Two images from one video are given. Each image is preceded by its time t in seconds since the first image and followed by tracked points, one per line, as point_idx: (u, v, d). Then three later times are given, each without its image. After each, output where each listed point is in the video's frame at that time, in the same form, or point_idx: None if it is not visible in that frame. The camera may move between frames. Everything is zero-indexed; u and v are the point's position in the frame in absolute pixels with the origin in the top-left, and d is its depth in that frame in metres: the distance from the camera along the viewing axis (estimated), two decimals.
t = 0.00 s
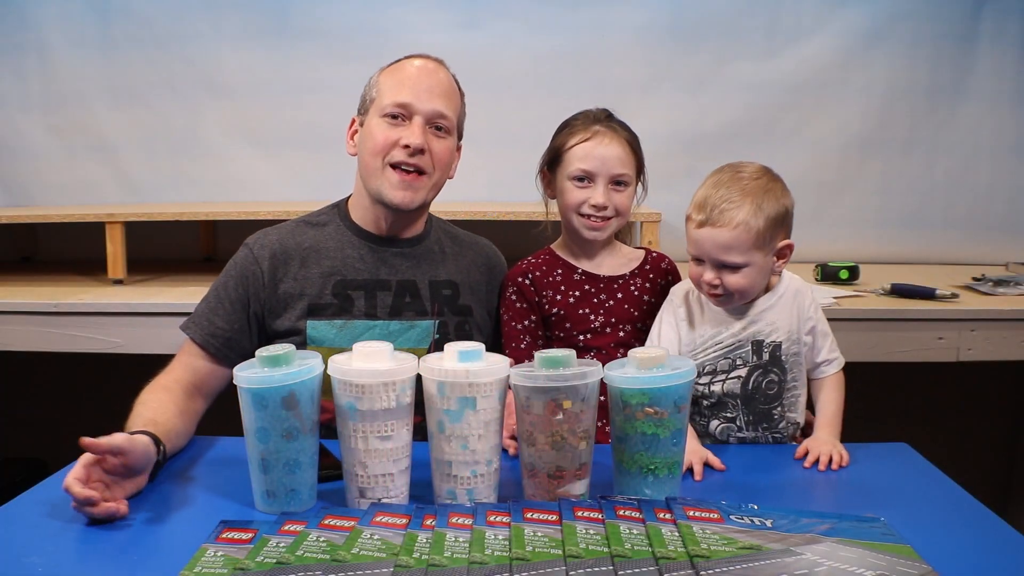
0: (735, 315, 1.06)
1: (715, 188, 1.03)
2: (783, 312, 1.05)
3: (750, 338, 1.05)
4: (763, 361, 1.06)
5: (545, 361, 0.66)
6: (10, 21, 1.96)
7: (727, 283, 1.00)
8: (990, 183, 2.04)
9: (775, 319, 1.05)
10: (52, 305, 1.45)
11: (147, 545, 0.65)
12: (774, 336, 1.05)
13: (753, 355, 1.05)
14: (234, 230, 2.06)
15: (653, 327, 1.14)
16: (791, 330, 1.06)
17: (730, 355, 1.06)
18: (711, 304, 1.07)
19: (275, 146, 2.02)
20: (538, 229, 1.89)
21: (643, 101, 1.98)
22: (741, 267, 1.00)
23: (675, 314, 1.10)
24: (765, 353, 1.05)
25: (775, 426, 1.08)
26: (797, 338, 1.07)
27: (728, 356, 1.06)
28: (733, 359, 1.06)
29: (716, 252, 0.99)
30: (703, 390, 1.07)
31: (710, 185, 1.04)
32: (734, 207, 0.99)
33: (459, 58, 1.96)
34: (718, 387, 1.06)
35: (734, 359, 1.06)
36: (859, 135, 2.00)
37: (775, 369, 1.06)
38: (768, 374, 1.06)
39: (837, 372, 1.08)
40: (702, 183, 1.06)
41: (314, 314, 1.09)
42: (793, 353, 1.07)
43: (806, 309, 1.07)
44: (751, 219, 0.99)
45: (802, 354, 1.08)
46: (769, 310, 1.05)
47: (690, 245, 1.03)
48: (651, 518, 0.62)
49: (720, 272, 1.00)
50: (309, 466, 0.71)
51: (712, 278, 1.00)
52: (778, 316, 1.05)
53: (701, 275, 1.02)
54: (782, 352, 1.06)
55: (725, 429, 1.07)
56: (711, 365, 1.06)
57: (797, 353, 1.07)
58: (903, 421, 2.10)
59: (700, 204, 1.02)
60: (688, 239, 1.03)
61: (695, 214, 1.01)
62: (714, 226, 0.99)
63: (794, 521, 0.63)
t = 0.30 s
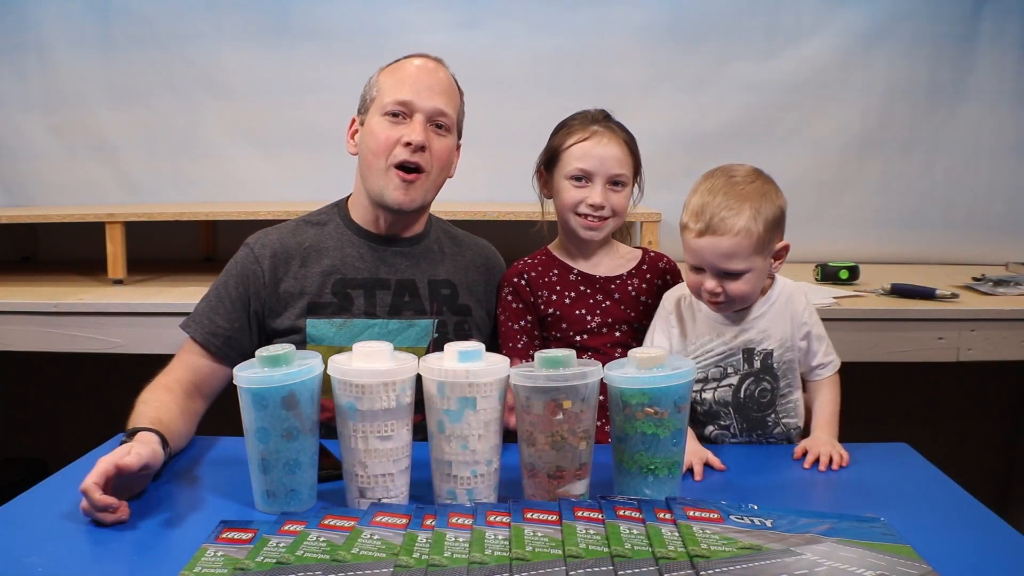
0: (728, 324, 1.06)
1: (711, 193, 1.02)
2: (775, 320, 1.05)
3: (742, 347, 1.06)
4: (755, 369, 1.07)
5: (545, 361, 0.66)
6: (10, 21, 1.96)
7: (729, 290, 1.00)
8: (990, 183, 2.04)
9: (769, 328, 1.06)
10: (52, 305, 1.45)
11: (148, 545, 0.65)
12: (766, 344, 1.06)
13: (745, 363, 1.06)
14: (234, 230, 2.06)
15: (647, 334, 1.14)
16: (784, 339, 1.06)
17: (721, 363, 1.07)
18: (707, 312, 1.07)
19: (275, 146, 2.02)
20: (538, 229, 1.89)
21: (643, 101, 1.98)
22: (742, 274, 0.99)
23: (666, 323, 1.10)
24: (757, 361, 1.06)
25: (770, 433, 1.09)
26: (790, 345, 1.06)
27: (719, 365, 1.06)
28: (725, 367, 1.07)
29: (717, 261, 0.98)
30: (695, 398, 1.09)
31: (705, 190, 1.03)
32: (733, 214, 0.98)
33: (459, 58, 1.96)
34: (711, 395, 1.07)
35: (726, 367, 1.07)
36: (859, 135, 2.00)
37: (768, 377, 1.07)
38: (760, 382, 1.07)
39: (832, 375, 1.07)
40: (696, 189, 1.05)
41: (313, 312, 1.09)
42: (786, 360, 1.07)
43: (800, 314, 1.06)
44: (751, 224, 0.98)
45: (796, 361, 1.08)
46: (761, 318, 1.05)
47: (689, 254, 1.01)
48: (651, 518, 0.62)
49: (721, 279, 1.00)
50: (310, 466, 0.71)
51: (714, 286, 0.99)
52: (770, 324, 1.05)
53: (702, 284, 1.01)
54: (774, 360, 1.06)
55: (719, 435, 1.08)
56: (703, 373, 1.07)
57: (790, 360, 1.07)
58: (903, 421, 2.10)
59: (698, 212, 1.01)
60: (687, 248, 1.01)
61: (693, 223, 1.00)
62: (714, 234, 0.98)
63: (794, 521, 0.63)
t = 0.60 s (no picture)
0: (725, 328, 1.06)
1: (720, 198, 1.00)
2: (770, 327, 1.07)
3: (739, 352, 1.06)
4: (750, 375, 1.07)
5: (546, 361, 0.66)
6: (10, 22, 1.96)
7: (740, 295, 0.99)
8: (990, 184, 2.04)
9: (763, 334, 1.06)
10: (52, 305, 1.45)
11: (148, 546, 0.65)
12: (761, 350, 1.06)
13: (741, 368, 1.07)
14: (234, 230, 2.06)
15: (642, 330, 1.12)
16: (778, 346, 1.07)
17: (718, 367, 1.07)
18: (704, 316, 1.06)
19: (275, 146, 2.02)
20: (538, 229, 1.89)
21: (643, 101, 1.98)
22: (754, 279, 0.98)
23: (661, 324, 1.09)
24: (753, 366, 1.07)
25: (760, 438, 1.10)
26: (784, 352, 1.08)
27: (716, 368, 1.07)
28: (722, 371, 1.07)
29: (731, 267, 0.97)
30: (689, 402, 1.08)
31: (712, 196, 1.01)
32: (745, 220, 0.97)
33: (459, 58, 1.96)
34: (706, 399, 1.07)
35: (722, 371, 1.07)
36: (859, 135, 2.00)
37: (761, 383, 1.08)
38: (754, 387, 1.08)
39: (818, 380, 1.09)
40: (701, 193, 1.03)
41: (314, 315, 1.09)
42: (779, 368, 1.08)
43: (790, 322, 1.08)
44: (764, 231, 0.97)
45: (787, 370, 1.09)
46: (757, 324, 1.06)
47: (699, 261, 0.99)
48: (651, 518, 0.62)
49: (733, 286, 0.99)
50: (310, 466, 0.71)
51: (726, 292, 0.98)
52: (766, 331, 1.06)
53: (712, 290, 0.99)
54: (768, 366, 1.07)
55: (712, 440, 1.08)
56: (701, 376, 1.07)
57: (783, 368, 1.09)
58: (903, 421, 2.10)
59: (710, 218, 0.98)
60: (698, 254, 0.99)
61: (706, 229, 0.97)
62: (728, 241, 0.96)
63: (794, 521, 0.63)
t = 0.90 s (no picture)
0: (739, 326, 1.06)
1: (740, 198, 0.99)
2: (782, 326, 1.06)
3: (751, 350, 1.06)
4: (760, 372, 1.07)
5: (545, 361, 0.66)
6: (10, 21, 1.96)
7: (757, 295, 0.99)
8: (990, 184, 2.04)
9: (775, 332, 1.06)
10: (52, 305, 1.45)
11: (148, 545, 0.65)
12: (773, 348, 1.07)
13: (752, 365, 1.07)
14: (234, 230, 2.06)
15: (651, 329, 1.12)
16: (788, 343, 1.07)
17: (730, 365, 1.07)
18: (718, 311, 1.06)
19: (275, 147, 2.02)
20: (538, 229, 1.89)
21: (643, 101, 1.98)
22: (771, 279, 0.98)
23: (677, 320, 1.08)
24: (764, 363, 1.07)
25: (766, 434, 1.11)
26: (793, 349, 1.08)
27: (728, 366, 1.07)
28: (733, 369, 1.07)
29: (750, 267, 0.97)
30: (700, 398, 1.08)
31: (732, 195, 1.00)
32: (767, 221, 0.96)
33: (459, 58, 1.96)
34: (717, 395, 1.07)
35: (734, 369, 1.07)
36: (859, 135, 2.00)
37: (771, 379, 1.08)
38: (764, 384, 1.08)
39: (832, 374, 1.09)
40: (721, 192, 1.02)
41: (312, 317, 1.08)
42: (788, 365, 1.09)
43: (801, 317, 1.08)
44: (784, 232, 0.96)
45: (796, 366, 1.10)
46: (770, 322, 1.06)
47: (718, 260, 0.99)
48: (651, 518, 0.62)
49: (750, 286, 0.98)
50: (310, 466, 0.71)
51: (744, 292, 0.98)
52: (777, 329, 1.06)
53: (729, 290, 0.99)
54: (779, 363, 1.08)
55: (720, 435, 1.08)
56: (712, 374, 1.07)
57: (792, 365, 1.09)
58: (903, 421, 2.10)
59: (732, 218, 0.97)
60: (717, 254, 0.98)
61: (727, 229, 0.97)
62: (750, 241, 0.96)
63: (795, 521, 0.63)
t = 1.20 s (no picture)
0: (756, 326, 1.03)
1: (775, 201, 0.92)
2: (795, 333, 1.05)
3: (760, 351, 1.05)
4: (765, 375, 1.07)
5: (545, 361, 0.66)
6: (9, 21, 1.96)
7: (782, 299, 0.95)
8: (990, 184, 2.04)
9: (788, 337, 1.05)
10: (52, 305, 1.45)
11: (149, 545, 0.65)
12: (782, 352, 1.06)
13: (759, 367, 1.07)
14: (234, 230, 2.06)
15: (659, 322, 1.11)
16: (797, 349, 1.06)
17: (736, 363, 1.06)
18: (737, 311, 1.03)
19: (275, 147, 2.02)
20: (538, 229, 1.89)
21: (643, 101, 1.98)
22: (800, 285, 0.94)
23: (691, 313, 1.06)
24: (770, 367, 1.07)
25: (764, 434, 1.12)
26: (802, 355, 1.07)
27: (735, 365, 1.06)
28: (739, 367, 1.07)
29: (781, 273, 0.92)
30: (702, 393, 1.09)
31: (770, 195, 0.93)
32: (802, 227, 0.90)
33: (459, 57, 1.96)
34: (719, 392, 1.08)
35: (740, 368, 1.07)
36: (859, 135, 2.00)
37: (775, 384, 1.09)
38: (768, 387, 1.08)
39: (831, 386, 1.10)
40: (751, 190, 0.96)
41: (308, 315, 1.09)
42: (794, 371, 1.08)
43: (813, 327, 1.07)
44: (819, 240, 0.91)
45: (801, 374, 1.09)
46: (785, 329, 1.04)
47: (749, 261, 0.94)
48: (651, 518, 0.62)
49: (777, 290, 0.94)
50: (310, 466, 0.71)
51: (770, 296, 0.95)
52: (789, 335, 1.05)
53: (757, 293, 0.95)
54: (785, 368, 1.07)
55: (717, 433, 1.10)
56: (716, 370, 1.07)
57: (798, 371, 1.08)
58: (904, 421, 2.10)
59: (766, 220, 0.91)
60: (747, 256, 0.93)
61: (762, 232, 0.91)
62: (783, 247, 0.90)
63: (794, 521, 0.63)
